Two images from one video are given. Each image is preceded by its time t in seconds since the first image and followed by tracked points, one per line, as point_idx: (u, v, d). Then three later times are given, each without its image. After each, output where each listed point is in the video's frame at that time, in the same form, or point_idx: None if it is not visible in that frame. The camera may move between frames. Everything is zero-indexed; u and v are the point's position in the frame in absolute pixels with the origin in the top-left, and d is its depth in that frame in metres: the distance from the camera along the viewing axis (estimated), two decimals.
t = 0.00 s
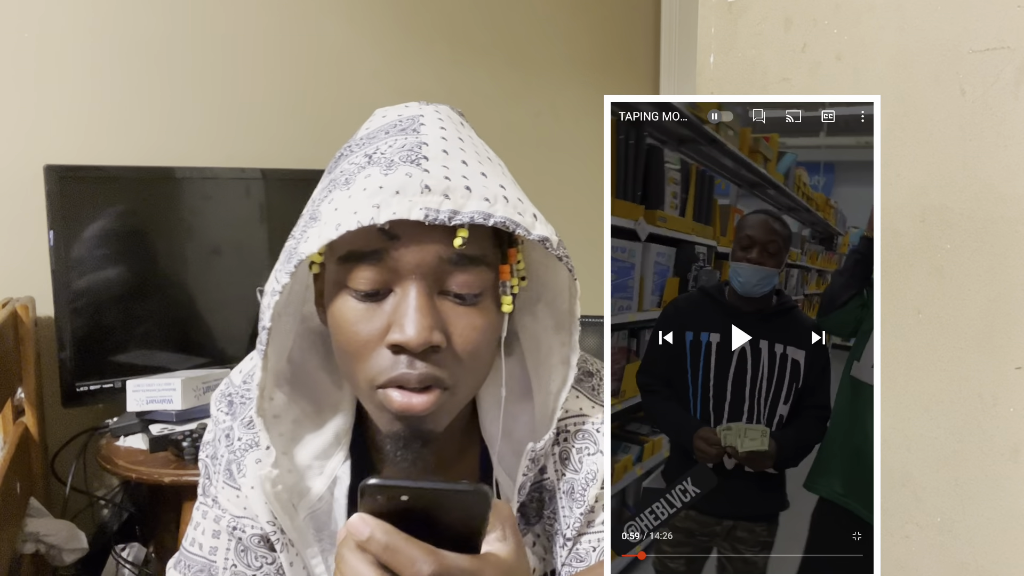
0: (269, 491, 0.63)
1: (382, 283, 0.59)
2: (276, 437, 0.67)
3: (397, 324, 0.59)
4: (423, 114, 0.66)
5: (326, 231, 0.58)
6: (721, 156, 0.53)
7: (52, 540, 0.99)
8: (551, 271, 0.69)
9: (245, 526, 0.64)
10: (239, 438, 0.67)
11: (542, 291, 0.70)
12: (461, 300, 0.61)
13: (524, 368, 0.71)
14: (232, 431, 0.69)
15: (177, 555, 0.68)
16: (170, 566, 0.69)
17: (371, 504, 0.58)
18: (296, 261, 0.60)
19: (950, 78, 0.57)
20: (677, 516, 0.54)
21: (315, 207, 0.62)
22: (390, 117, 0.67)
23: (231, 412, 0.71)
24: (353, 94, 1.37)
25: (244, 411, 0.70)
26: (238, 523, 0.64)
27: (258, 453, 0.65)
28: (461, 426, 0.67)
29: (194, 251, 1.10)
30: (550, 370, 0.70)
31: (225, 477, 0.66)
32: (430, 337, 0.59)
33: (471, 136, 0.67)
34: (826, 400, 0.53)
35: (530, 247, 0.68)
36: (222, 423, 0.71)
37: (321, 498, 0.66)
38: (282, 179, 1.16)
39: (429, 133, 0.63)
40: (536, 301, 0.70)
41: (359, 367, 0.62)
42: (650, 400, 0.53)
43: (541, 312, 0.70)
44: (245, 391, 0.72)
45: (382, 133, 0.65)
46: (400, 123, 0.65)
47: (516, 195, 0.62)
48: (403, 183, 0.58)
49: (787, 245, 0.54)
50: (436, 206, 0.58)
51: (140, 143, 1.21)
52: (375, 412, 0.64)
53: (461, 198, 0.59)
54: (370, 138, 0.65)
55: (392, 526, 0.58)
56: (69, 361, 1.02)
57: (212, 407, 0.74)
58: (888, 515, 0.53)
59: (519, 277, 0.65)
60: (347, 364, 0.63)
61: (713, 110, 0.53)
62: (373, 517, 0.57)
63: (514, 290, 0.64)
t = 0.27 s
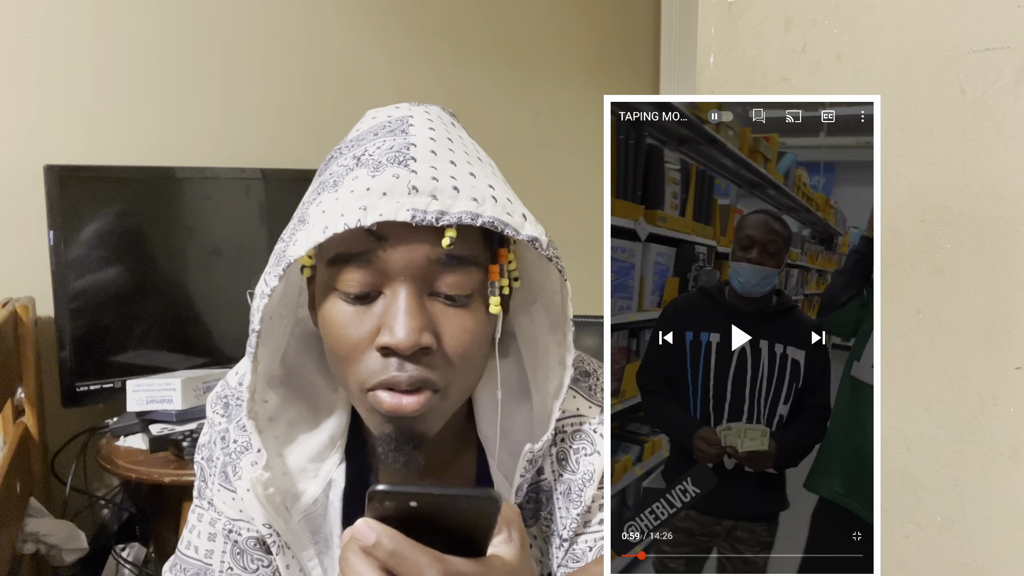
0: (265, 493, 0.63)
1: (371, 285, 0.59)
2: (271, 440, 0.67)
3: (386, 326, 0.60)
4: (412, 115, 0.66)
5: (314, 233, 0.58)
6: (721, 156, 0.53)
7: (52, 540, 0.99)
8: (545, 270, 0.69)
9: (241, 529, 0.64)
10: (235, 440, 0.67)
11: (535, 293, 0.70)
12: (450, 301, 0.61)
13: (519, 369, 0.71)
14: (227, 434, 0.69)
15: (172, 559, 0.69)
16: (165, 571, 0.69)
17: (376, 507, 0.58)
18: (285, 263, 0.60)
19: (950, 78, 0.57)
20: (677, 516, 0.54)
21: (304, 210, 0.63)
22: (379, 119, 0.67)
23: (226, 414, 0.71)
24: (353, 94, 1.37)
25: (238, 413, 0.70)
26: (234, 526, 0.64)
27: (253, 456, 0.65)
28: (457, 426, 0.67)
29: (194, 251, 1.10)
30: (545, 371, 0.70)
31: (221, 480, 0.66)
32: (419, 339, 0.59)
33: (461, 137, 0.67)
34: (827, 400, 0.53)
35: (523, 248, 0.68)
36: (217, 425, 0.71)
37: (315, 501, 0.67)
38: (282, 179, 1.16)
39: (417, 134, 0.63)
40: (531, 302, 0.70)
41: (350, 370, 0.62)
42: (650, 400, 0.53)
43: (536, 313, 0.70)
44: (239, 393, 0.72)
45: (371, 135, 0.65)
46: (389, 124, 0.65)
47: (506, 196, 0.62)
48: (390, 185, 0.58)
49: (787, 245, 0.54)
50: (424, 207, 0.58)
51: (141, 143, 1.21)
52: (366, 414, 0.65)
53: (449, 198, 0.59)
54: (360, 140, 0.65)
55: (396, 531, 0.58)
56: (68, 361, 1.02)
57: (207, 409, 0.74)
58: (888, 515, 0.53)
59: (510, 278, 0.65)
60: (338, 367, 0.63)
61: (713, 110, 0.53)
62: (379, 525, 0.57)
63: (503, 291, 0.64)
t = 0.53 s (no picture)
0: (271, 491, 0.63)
1: (381, 281, 0.60)
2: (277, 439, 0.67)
3: (396, 322, 0.60)
4: (423, 114, 0.66)
5: (325, 228, 0.58)
6: (721, 157, 0.53)
7: (52, 540, 0.99)
8: (551, 271, 0.69)
9: (244, 528, 0.64)
10: (240, 440, 0.67)
11: (541, 294, 0.70)
12: (460, 298, 0.61)
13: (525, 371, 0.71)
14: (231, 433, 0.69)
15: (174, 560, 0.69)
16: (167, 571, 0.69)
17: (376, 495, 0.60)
18: (295, 258, 0.60)
19: (950, 78, 0.57)
20: (677, 516, 0.54)
21: (315, 206, 0.63)
22: (389, 118, 0.67)
23: (231, 414, 0.71)
24: (353, 94, 1.37)
25: (243, 413, 0.69)
26: (237, 525, 0.64)
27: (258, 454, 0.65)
28: (461, 427, 0.67)
29: (194, 251, 1.10)
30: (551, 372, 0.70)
31: (225, 479, 0.66)
32: (430, 335, 0.60)
33: (472, 136, 0.67)
34: (826, 400, 0.53)
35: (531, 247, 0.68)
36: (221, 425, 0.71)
37: (320, 501, 0.66)
38: (282, 179, 1.16)
39: (429, 132, 0.63)
40: (536, 303, 0.70)
41: (359, 365, 0.62)
42: (650, 400, 0.53)
43: (542, 314, 0.70)
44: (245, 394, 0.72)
45: (382, 133, 0.65)
46: (399, 123, 0.65)
47: (515, 194, 0.62)
48: (401, 181, 0.58)
49: (787, 245, 0.54)
50: (435, 203, 0.57)
51: (141, 143, 1.21)
52: (375, 410, 0.65)
53: (460, 195, 0.58)
54: (371, 138, 0.65)
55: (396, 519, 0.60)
56: (68, 361, 1.02)
57: (211, 409, 0.74)
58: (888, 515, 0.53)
59: (519, 277, 0.65)
60: (347, 363, 0.63)
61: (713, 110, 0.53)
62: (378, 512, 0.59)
63: (513, 289, 0.64)
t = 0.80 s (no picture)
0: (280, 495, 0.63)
1: (397, 284, 0.59)
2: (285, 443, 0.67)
3: (411, 326, 0.59)
4: (439, 116, 0.66)
5: (342, 230, 0.58)
6: (721, 157, 0.53)
7: (52, 540, 0.99)
8: (564, 275, 0.68)
9: (249, 532, 0.65)
10: (245, 443, 0.67)
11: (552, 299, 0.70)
12: (476, 302, 0.61)
13: (534, 375, 0.71)
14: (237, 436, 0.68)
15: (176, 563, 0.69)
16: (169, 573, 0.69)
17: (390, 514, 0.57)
18: (311, 260, 0.60)
19: (950, 78, 0.57)
20: (677, 516, 0.54)
21: (330, 208, 0.62)
22: (404, 119, 0.66)
23: (236, 417, 0.71)
24: (353, 94, 1.37)
25: (249, 416, 0.69)
26: (242, 530, 0.65)
27: (264, 458, 0.65)
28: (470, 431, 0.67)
29: (194, 251, 1.10)
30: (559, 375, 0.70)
31: (229, 483, 0.66)
32: (447, 339, 0.59)
33: (488, 140, 0.67)
34: (826, 400, 0.53)
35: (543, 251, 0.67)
36: (226, 427, 0.70)
37: (328, 504, 0.67)
38: (282, 179, 1.16)
39: (446, 135, 0.63)
40: (549, 307, 0.70)
41: (371, 370, 0.61)
42: (650, 400, 0.53)
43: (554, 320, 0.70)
44: (252, 395, 0.72)
45: (398, 134, 0.64)
46: (416, 125, 0.65)
47: (532, 199, 0.62)
48: (420, 185, 0.58)
49: (787, 244, 0.54)
50: (453, 208, 0.57)
51: (141, 143, 1.21)
52: (387, 417, 0.63)
53: (478, 200, 0.58)
54: (386, 139, 0.65)
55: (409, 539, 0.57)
56: (68, 361, 1.02)
57: (216, 411, 0.74)
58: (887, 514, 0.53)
59: (534, 281, 0.64)
60: (359, 367, 0.62)
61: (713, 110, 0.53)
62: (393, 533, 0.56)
63: (528, 294, 0.63)
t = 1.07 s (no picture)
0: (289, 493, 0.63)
1: (397, 267, 0.60)
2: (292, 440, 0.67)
3: (410, 308, 0.59)
4: (441, 112, 0.66)
5: (343, 214, 0.59)
6: (721, 157, 0.53)
7: (52, 540, 0.99)
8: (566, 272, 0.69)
9: (254, 531, 0.65)
10: (249, 443, 0.67)
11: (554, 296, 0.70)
12: (475, 287, 0.61)
13: (538, 372, 0.71)
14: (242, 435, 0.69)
15: (178, 564, 0.69)
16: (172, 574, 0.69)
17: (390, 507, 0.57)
18: (313, 245, 0.61)
19: (949, 78, 0.57)
20: (677, 516, 0.54)
21: (333, 196, 0.63)
22: (406, 114, 0.67)
23: (240, 416, 0.71)
24: (353, 95, 1.37)
25: (254, 415, 0.70)
26: (246, 529, 0.65)
27: (269, 458, 0.65)
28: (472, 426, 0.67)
29: (194, 251, 1.10)
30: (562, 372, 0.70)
31: (233, 482, 0.66)
32: (445, 320, 0.59)
33: (489, 133, 0.67)
34: (825, 400, 0.53)
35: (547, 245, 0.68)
36: (231, 427, 0.71)
37: (337, 502, 0.67)
38: (282, 179, 1.16)
39: (447, 127, 0.63)
40: (551, 303, 0.70)
41: (371, 354, 0.61)
42: (650, 400, 0.53)
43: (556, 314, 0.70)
44: (257, 395, 0.72)
45: (400, 127, 0.65)
46: (418, 118, 0.65)
47: (531, 187, 0.62)
48: (420, 170, 0.58)
49: (787, 244, 0.54)
50: (452, 191, 0.58)
51: (141, 143, 1.21)
52: (387, 403, 0.63)
53: (476, 185, 0.59)
54: (388, 132, 0.65)
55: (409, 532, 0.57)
56: (68, 361, 1.02)
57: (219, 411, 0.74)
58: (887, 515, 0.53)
59: (535, 275, 0.65)
60: (360, 352, 0.62)
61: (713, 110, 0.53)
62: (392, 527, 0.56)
63: (530, 283, 0.64)
